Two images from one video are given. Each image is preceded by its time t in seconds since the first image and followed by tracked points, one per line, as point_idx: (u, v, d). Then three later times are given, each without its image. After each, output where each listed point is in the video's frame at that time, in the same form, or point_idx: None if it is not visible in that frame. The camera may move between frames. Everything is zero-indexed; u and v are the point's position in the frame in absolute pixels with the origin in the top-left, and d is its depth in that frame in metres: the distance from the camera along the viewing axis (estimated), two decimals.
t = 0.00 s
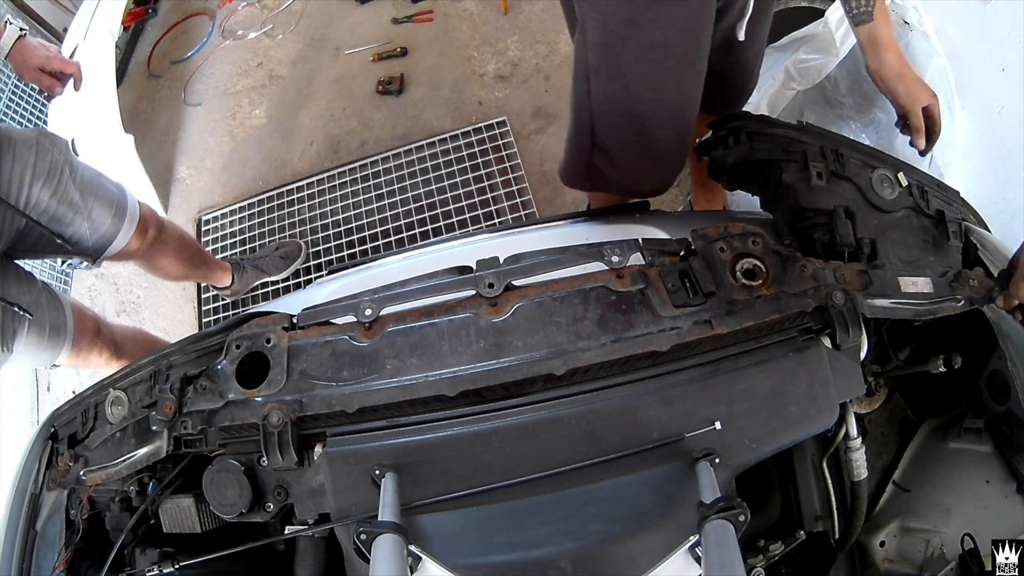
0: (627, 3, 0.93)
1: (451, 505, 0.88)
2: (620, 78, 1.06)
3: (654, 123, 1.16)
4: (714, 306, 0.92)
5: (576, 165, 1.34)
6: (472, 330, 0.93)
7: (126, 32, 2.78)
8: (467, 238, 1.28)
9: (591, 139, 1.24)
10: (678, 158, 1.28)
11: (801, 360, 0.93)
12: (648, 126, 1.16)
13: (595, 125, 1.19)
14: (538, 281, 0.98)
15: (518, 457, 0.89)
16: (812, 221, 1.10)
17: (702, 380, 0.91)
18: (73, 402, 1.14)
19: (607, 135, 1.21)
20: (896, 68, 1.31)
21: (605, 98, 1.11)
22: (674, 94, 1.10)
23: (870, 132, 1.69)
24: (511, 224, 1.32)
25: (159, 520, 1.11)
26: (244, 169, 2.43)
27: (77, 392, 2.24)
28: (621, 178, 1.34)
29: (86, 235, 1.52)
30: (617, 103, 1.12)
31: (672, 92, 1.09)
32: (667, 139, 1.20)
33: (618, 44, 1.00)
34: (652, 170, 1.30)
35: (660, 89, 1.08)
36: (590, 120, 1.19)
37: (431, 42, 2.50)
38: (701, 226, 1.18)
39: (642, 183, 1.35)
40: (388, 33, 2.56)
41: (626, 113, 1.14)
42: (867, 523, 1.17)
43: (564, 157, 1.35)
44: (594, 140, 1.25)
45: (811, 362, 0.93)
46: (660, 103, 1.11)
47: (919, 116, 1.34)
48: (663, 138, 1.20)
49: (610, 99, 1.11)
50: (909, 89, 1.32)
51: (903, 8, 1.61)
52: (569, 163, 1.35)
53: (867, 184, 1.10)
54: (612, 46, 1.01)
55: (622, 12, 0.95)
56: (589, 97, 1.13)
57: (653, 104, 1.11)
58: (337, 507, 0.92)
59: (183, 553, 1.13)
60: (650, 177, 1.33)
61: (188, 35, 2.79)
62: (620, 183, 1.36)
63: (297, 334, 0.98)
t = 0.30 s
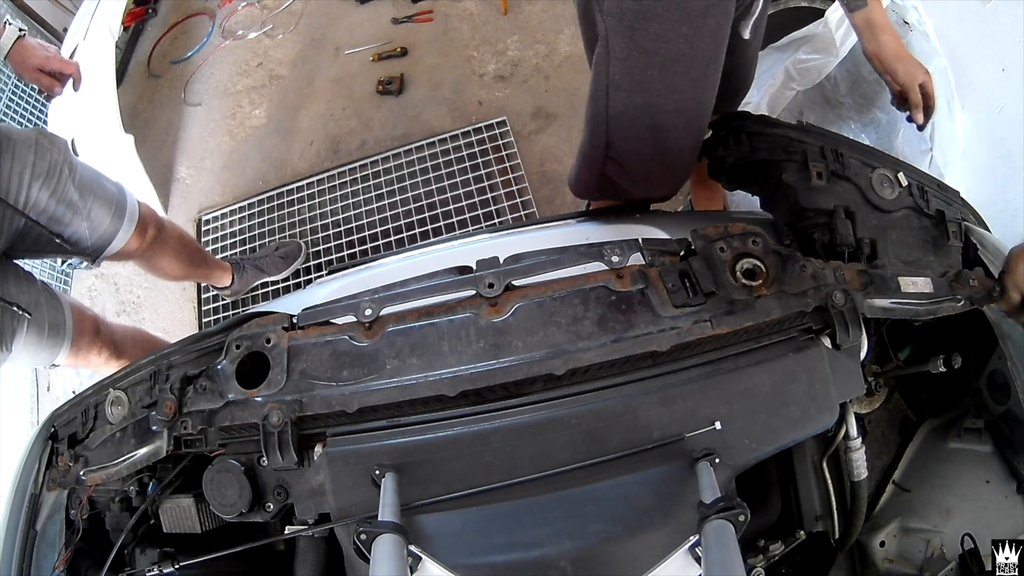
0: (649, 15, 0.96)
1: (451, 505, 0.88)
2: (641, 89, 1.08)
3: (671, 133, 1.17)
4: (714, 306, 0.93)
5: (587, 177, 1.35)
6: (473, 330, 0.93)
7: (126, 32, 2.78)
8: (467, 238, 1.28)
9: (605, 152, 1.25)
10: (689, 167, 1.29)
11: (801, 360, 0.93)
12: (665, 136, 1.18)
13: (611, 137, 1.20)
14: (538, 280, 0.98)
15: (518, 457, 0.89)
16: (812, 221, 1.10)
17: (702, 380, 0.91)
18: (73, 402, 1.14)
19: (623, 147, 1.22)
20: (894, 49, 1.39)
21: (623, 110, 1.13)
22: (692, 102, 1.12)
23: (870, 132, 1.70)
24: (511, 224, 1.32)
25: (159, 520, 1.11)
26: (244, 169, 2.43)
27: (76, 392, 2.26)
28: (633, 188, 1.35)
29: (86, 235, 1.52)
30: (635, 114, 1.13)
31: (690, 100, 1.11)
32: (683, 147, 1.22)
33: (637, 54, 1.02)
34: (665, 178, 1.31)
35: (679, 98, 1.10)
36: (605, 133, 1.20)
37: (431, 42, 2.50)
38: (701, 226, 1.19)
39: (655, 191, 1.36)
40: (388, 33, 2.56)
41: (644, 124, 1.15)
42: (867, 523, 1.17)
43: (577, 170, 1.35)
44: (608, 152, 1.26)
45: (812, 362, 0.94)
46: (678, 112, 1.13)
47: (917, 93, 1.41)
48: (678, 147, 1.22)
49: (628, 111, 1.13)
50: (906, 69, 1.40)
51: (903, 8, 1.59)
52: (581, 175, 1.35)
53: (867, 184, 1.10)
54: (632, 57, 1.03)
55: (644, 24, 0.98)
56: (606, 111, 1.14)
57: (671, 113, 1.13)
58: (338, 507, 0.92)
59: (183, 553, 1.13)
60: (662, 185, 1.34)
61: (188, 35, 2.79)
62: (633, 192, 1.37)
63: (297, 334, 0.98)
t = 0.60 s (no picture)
0: (653, 23, 0.96)
1: (451, 505, 0.88)
2: (644, 95, 1.08)
3: (675, 138, 1.17)
4: (714, 306, 0.93)
5: (590, 182, 1.34)
6: (472, 330, 0.93)
7: (126, 32, 2.78)
8: (467, 238, 1.28)
9: (608, 157, 1.25)
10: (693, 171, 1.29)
11: (800, 360, 0.93)
12: (668, 141, 1.18)
13: (614, 143, 1.20)
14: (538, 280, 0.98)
15: (518, 457, 0.89)
16: (812, 221, 1.10)
17: (702, 380, 0.91)
18: (73, 401, 1.14)
19: (627, 153, 1.22)
20: (877, 35, 1.39)
21: (627, 116, 1.13)
22: (696, 108, 1.12)
23: (870, 132, 1.68)
24: (511, 224, 1.32)
25: (159, 520, 1.11)
26: (244, 169, 2.43)
27: (77, 391, 2.24)
28: (637, 193, 1.35)
29: (85, 236, 1.52)
30: (638, 119, 1.13)
31: (694, 105, 1.11)
32: (687, 152, 1.22)
33: (641, 60, 1.02)
34: (669, 183, 1.31)
35: (682, 105, 1.10)
36: (608, 139, 1.20)
37: (431, 42, 2.50)
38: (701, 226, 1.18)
39: (658, 195, 1.36)
40: (388, 33, 2.56)
41: (648, 129, 1.15)
42: (867, 523, 1.17)
43: (579, 175, 1.35)
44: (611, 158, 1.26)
45: (811, 362, 0.94)
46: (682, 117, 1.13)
47: (901, 78, 1.41)
48: (683, 152, 1.21)
49: (632, 116, 1.13)
50: (890, 54, 1.40)
51: (903, 8, 1.59)
52: (584, 180, 1.35)
53: (867, 184, 1.10)
54: (636, 63, 1.03)
55: (648, 31, 0.98)
56: (609, 117, 1.14)
57: (675, 119, 1.13)
58: (338, 507, 0.92)
59: (183, 553, 1.13)
60: (666, 189, 1.34)
61: (188, 35, 2.79)
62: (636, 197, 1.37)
63: (297, 334, 0.98)
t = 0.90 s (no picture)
0: (655, 20, 0.96)
1: (451, 506, 0.88)
2: (646, 94, 1.08)
3: (676, 137, 1.17)
4: (714, 305, 0.93)
5: (592, 185, 1.34)
6: (472, 330, 0.93)
7: (126, 32, 2.78)
8: (467, 238, 1.28)
9: (610, 159, 1.24)
10: (693, 171, 1.29)
11: (801, 361, 0.93)
12: (670, 141, 1.18)
13: (615, 144, 1.20)
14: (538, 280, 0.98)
15: (518, 457, 0.89)
16: (812, 221, 1.10)
17: (702, 380, 0.91)
18: (73, 402, 1.14)
19: (629, 153, 1.21)
20: (877, 34, 1.39)
21: (628, 115, 1.13)
22: (696, 107, 1.12)
23: (870, 132, 1.68)
24: (511, 224, 1.32)
25: (159, 520, 1.11)
26: (244, 169, 2.43)
27: (76, 392, 2.26)
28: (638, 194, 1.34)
29: (84, 237, 1.52)
30: (639, 118, 1.13)
31: (695, 105, 1.11)
32: (688, 152, 1.21)
33: (644, 58, 1.02)
34: (669, 182, 1.31)
35: (682, 104, 1.10)
36: (609, 140, 1.19)
37: (431, 42, 2.50)
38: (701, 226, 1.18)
39: (658, 195, 1.36)
40: (388, 33, 2.56)
41: (649, 129, 1.15)
42: (867, 523, 1.17)
43: (580, 177, 1.34)
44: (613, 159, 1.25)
45: (811, 362, 0.94)
46: (684, 117, 1.13)
47: (900, 78, 1.42)
48: (684, 151, 1.21)
49: (634, 115, 1.12)
50: (890, 53, 1.40)
51: (903, 8, 1.59)
52: (584, 182, 1.34)
53: (867, 184, 1.10)
54: (638, 60, 1.03)
55: (650, 29, 0.98)
56: (611, 118, 1.14)
57: (677, 118, 1.13)
58: (338, 507, 0.92)
59: (183, 553, 1.13)
60: (666, 189, 1.33)
61: (188, 35, 2.79)
62: (637, 197, 1.36)
63: (297, 334, 0.98)
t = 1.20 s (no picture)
0: (643, 4, 0.96)
1: (451, 506, 0.88)
2: (635, 78, 1.08)
3: (667, 121, 1.17)
4: (714, 305, 0.93)
5: (586, 170, 1.33)
6: (472, 330, 0.93)
7: (126, 32, 2.78)
8: (467, 238, 1.28)
9: (602, 143, 1.24)
10: (687, 156, 1.28)
11: (801, 361, 0.93)
12: (660, 124, 1.18)
13: (607, 128, 1.19)
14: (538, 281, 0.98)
15: (518, 457, 0.89)
16: (812, 221, 1.10)
17: (702, 380, 0.91)
18: (73, 401, 1.14)
19: (621, 137, 1.21)
20: (889, 48, 1.48)
21: (619, 99, 1.12)
22: (685, 89, 1.11)
23: (870, 132, 1.68)
24: (511, 224, 1.32)
25: (159, 520, 1.11)
26: (244, 169, 2.43)
27: (76, 392, 2.26)
28: (632, 178, 1.34)
29: (85, 236, 1.52)
30: (630, 102, 1.12)
31: (685, 87, 1.11)
32: (679, 136, 1.21)
33: (634, 43, 1.02)
34: (663, 166, 1.30)
35: (671, 87, 1.10)
36: (601, 123, 1.19)
37: (431, 42, 2.50)
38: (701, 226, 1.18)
39: (652, 180, 1.35)
40: (388, 33, 2.56)
41: (639, 112, 1.15)
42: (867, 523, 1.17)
43: (573, 162, 1.33)
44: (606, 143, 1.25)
45: (811, 362, 0.93)
46: (674, 100, 1.12)
47: (912, 93, 1.50)
48: (675, 135, 1.21)
49: (624, 99, 1.12)
50: (902, 67, 1.49)
51: (903, 8, 1.61)
52: (578, 168, 1.33)
53: (867, 184, 1.09)
54: (629, 45, 1.02)
55: (635, 13, 0.97)
56: (602, 101, 1.13)
57: (666, 102, 1.12)
58: (338, 507, 0.92)
59: (183, 553, 1.12)
60: (660, 174, 1.33)
61: (188, 36, 2.79)
62: (631, 182, 1.36)
63: (297, 334, 0.98)
